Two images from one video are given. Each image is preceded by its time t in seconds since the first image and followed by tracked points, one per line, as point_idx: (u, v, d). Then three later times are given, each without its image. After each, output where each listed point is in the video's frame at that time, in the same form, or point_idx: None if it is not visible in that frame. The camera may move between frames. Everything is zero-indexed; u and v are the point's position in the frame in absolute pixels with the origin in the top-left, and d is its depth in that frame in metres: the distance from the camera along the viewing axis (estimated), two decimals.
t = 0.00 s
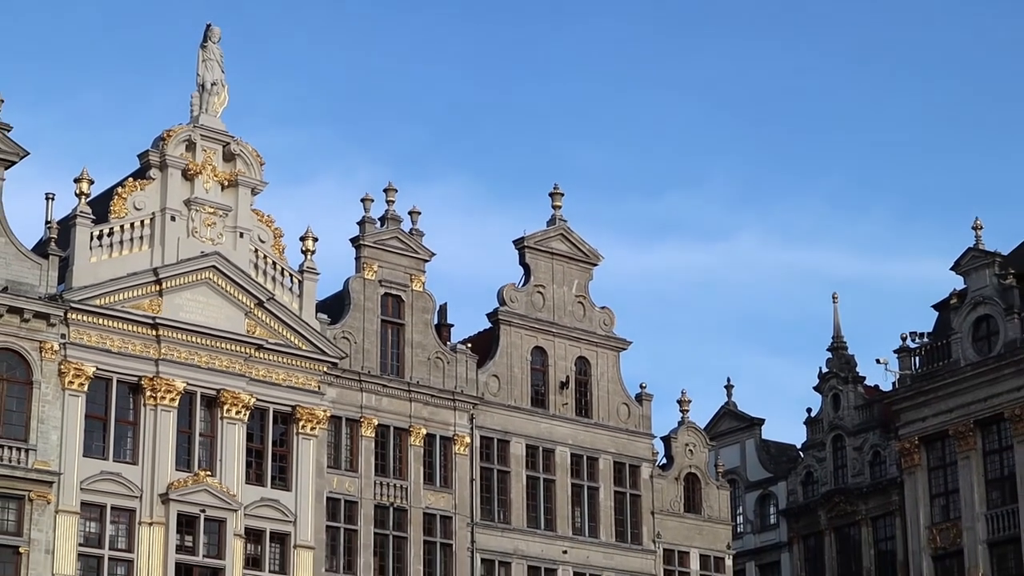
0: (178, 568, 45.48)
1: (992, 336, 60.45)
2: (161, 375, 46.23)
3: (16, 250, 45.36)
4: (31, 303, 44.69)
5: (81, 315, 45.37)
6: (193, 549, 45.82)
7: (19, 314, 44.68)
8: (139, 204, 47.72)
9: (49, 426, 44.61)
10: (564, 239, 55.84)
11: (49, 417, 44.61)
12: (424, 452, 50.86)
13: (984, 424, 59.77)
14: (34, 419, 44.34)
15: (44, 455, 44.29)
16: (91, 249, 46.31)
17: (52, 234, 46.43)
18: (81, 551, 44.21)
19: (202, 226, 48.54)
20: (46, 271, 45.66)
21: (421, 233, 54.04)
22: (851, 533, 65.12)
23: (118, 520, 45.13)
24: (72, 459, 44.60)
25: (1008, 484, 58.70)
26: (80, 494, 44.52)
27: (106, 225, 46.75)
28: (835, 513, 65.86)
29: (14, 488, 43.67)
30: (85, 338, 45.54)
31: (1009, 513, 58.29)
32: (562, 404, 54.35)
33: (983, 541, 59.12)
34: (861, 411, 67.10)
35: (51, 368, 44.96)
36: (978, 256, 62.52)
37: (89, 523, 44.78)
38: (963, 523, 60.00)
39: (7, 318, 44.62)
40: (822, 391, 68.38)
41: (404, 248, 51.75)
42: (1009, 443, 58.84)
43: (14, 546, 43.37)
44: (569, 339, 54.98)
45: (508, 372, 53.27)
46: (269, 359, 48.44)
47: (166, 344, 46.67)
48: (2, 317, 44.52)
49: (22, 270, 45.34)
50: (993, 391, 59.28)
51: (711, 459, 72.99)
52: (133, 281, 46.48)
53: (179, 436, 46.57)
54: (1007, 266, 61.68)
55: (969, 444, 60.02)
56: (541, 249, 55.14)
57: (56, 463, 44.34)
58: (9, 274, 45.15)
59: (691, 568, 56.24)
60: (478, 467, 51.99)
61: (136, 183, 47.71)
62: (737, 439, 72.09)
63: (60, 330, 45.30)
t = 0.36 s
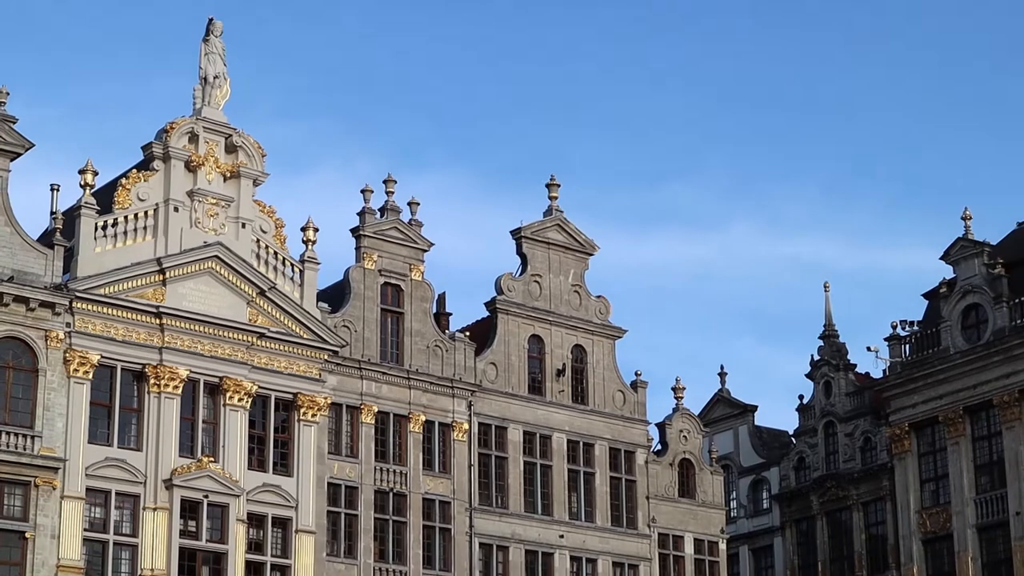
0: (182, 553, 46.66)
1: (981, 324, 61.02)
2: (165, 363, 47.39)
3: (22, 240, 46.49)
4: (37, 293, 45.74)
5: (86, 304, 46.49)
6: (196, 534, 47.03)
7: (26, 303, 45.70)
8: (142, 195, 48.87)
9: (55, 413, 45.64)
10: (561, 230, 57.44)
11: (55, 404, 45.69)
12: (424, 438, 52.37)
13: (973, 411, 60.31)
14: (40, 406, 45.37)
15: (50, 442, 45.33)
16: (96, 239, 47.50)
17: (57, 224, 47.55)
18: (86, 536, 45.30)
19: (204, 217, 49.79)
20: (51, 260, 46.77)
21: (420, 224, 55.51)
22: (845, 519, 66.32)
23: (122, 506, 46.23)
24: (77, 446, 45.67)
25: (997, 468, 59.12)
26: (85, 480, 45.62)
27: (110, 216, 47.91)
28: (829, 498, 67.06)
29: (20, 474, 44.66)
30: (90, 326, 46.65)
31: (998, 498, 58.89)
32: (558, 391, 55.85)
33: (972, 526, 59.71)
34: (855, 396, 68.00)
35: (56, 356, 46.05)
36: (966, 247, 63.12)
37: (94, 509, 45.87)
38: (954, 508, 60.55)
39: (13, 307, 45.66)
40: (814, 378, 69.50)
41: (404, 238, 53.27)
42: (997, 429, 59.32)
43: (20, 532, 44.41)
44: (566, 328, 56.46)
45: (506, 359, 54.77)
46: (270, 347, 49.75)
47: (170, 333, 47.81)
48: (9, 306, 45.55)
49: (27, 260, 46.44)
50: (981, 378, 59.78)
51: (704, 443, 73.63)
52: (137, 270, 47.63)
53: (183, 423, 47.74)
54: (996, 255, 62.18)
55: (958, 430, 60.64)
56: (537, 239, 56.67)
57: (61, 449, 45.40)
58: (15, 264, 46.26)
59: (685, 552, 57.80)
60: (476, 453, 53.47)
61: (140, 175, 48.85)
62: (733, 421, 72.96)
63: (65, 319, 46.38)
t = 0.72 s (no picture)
0: (183, 544, 47.18)
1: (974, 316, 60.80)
2: (166, 355, 47.89)
3: (25, 234, 46.85)
4: (38, 286, 46.08)
5: (87, 297, 46.94)
6: (197, 524, 47.56)
7: (27, 296, 46.07)
8: (143, 188, 49.35)
9: (57, 406, 46.08)
10: (558, 222, 58.26)
11: (57, 396, 46.12)
12: (422, 429, 53.03)
13: (965, 400, 59.94)
14: (42, 398, 45.81)
15: (51, 434, 45.73)
16: (97, 233, 47.95)
17: (59, 218, 47.93)
18: (88, 526, 45.78)
19: (205, 210, 50.34)
20: (53, 253, 47.14)
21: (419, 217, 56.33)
22: (840, 507, 66.55)
23: (124, 497, 46.76)
24: (79, 437, 46.11)
25: (990, 458, 58.77)
26: (87, 471, 46.06)
27: (111, 209, 48.33)
28: (824, 488, 67.28)
29: (22, 465, 45.03)
30: (91, 319, 47.11)
31: (990, 487, 58.52)
32: (555, 381, 56.76)
33: (965, 515, 59.31)
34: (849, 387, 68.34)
35: (59, 348, 46.48)
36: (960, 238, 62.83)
37: (96, 499, 46.37)
38: (946, 497, 60.26)
39: (15, 300, 46.04)
40: (808, 368, 69.82)
41: (402, 231, 54.11)
42: (990, 419, 58.92)
43: (22, 523, 44.80)
44: (562, 319, 57.38)
45: (503, 351, 55.65)
46: (270, 339, 50.40)
47: (171, 326, 48.34)
48: (11, 299, 45.90)
49: (30, 253, 46.82)
50: (974, 369, 59.48)
51: (699, 435, 73.96)
52: (138, 264, 48.11)
53: (184, 414, 48.33)
54: (989, 248, 61.90)
55: (951, 420, 60.32)
56: (534, 232, 57.55)
57: (63, 441, 45.83)
58: (18, 258, 46.64)
59: (680, 541, 58.83)
60: (474, 443, 54.24)
61: (141, 168, 49.31)
62: (727, 413, 73.49)
63: (67, 312, 46.83)
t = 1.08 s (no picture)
0: (184, 525, 48.01)
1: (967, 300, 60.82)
2: (168, 339, 48.70)
3: (27, 220, 47.60)
4: (41, 271, 46.83)
5: (89, 281, 47.69)
6: (199, 506, 48.39)
7: (30, 281, 46.80)
8: (144, 174, 50.09)
9: (60, 389, 46.90)
10: (556, 207, 59.16)
11: (60, 379, 46.91)
12: (421, 412, 53.88)
13: (959, 383, 59.86)
14: (46, 381, 46.64)
15: (54, 417, 46.55)
16: (100, 218, 48.69)
17: (62, 204, 48.71)
18: (91, 508, 46.53)
19: (206, 196, 51.15)
20: (55, 239, 47.87)
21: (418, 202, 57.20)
22: (835, 489, 65.91)
23: (126, 479, 47.56)
24: (82, 420, 46.92)
25: (983, 440, 58.69)
26: (90, 453, 46.83)
27: (113, 195, 49.07)
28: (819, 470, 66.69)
29: (26, 448, 45.81)
30: (94, 304, 47.88)
31: (984, 469, 58.43)
32: (553, 364, 57.69)
33: (958, 497, 59.21)
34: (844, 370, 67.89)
35: (62, 332, 47.26)
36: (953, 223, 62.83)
37: (99, 482, 47.16)
38: (939, 480, 60.12)
39: (18, 285, 46.75)
40: (803, 351, 69.43)
41: (402, 216, 54.91)
42: (983, 401, 58.86)
43: (26, 505, 45.57)
44: (560, 304, 58.28)
45: (501, 334, 56.52)
46: (271, 323, 51.18)
47: (172, 310, 49.12)
48: (14, 284, 46.63)
49: (32, 238, 47.54)
50: (967, 351, 59.45)
51: (697, 417, 73.65)
52: (140, 249, 48.88)
53: (186, 398, 49.13)
54: (982, 232, 61.91)
55: (944, 402, 60.25)
56: (532, 217, 58.46)
57: (66, 424, 46.63)
58: (20, 243, 47.33)
59: (677, 521, 59.82)
60: (473, 426, 55.12)
61: (142, 155, 50.05)
62: (723, 395, 73.24)
63: (70, 297, 47.61)
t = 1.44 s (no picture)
0: (185, 502, 48.17)
1: (963, 278, 61.24)
2: (168, 317, 48.91)
3: (27, 198, 47.92)
4: (42, 249, 47.08)
5: (89, 260, 47.93)
6: (199, 483, 48.51)
7: (31, 259, 47.05)
8: (145, 153, 50.45)
9: (60, 366, 47.12)
10: (553, 185, 59.63)
11: (60, 357, 47.14)
12: (420, 389, 54.27)
13: (954, 360, 60.24)
14: (46, 359, 46.86)
15: (55, 394, 46.77)
16: (100, 196, 49.02)
17: (62, 182, 49.15)
18: (92, 485, 46.74)
19: (206, 174, 51.46)
20: (56, 218, 48.20)
21: (417, 181, 57.64)
22: (830, 466, 65.79)
23: (127, 456, 47.75)
24: (83, 398, 47.13)
25: (978, 417, 59.03)
26: (91, 431, 47.05)
27: (114, 173, 49.48)
28: (814, 447, 66.70)
29: (26, 426, 46.04)
30: (94, 282, 48.12)
31: (978, 446, 58.75)
32: (551, 342, 58.14)
33: (953, 474, 59.54)
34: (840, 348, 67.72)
35: (62, 310, 47.50)
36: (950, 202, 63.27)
37: (99, 459, 47.37)
38: (935, 456, 60.44)
39: (18, 263, 47.01)
40: (799, 329, 69.26)
41: (400, 195, 55.33)
42: (978, 378, 59.22)
43: (27, 482, 45.79)
44: (558, 282, 58.76)
45: (499, 312, 56.95)
46: (270, 301, 51.46)
47: (172, 288, 49.36)
48: (15, 262, 46.89)
49: (33, 217, 47.88)
50: (963, 329, 59.83)
51: (692, 395, 73.69)
52: (139, 227, 49.15)
53: (186, 375, 49.33)
54: (978, 211, 62.34)
55: (939, 379, 60.59)
56: (530, 195, 58.91)
57: (67, 401, 46.84)
58: (21, 222, 47.70)
59: (674, 498, 60.35)
60: (471, 403, 55.55)
61: (142, 133, 50.39)
62: (719, 373, 73.28)
63: (70, 275, 47.88)
